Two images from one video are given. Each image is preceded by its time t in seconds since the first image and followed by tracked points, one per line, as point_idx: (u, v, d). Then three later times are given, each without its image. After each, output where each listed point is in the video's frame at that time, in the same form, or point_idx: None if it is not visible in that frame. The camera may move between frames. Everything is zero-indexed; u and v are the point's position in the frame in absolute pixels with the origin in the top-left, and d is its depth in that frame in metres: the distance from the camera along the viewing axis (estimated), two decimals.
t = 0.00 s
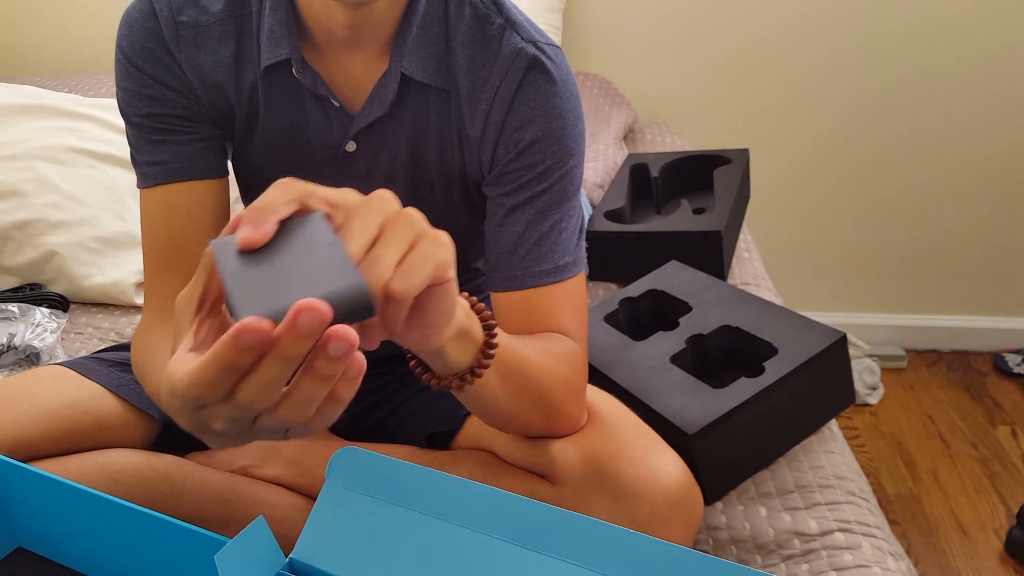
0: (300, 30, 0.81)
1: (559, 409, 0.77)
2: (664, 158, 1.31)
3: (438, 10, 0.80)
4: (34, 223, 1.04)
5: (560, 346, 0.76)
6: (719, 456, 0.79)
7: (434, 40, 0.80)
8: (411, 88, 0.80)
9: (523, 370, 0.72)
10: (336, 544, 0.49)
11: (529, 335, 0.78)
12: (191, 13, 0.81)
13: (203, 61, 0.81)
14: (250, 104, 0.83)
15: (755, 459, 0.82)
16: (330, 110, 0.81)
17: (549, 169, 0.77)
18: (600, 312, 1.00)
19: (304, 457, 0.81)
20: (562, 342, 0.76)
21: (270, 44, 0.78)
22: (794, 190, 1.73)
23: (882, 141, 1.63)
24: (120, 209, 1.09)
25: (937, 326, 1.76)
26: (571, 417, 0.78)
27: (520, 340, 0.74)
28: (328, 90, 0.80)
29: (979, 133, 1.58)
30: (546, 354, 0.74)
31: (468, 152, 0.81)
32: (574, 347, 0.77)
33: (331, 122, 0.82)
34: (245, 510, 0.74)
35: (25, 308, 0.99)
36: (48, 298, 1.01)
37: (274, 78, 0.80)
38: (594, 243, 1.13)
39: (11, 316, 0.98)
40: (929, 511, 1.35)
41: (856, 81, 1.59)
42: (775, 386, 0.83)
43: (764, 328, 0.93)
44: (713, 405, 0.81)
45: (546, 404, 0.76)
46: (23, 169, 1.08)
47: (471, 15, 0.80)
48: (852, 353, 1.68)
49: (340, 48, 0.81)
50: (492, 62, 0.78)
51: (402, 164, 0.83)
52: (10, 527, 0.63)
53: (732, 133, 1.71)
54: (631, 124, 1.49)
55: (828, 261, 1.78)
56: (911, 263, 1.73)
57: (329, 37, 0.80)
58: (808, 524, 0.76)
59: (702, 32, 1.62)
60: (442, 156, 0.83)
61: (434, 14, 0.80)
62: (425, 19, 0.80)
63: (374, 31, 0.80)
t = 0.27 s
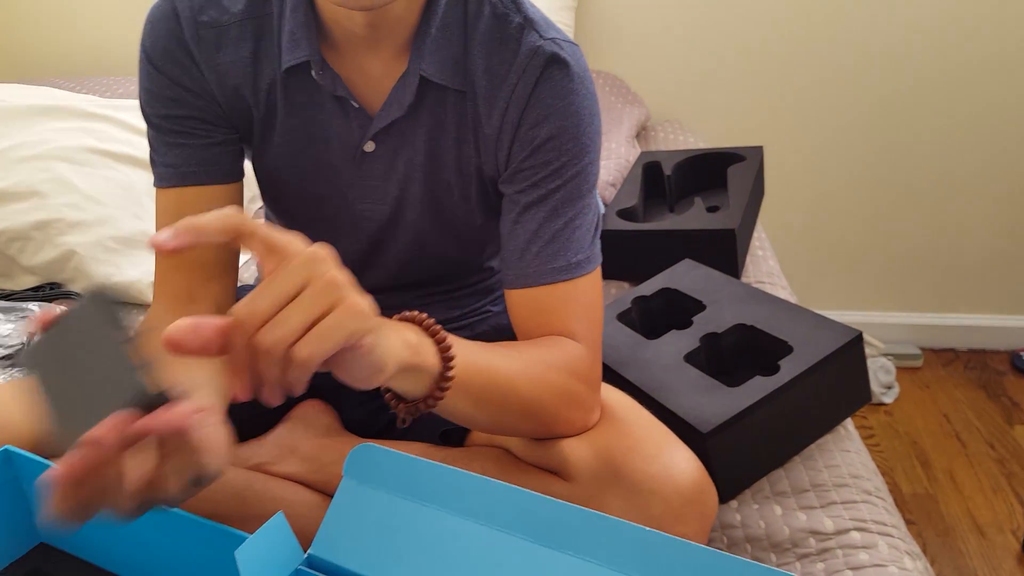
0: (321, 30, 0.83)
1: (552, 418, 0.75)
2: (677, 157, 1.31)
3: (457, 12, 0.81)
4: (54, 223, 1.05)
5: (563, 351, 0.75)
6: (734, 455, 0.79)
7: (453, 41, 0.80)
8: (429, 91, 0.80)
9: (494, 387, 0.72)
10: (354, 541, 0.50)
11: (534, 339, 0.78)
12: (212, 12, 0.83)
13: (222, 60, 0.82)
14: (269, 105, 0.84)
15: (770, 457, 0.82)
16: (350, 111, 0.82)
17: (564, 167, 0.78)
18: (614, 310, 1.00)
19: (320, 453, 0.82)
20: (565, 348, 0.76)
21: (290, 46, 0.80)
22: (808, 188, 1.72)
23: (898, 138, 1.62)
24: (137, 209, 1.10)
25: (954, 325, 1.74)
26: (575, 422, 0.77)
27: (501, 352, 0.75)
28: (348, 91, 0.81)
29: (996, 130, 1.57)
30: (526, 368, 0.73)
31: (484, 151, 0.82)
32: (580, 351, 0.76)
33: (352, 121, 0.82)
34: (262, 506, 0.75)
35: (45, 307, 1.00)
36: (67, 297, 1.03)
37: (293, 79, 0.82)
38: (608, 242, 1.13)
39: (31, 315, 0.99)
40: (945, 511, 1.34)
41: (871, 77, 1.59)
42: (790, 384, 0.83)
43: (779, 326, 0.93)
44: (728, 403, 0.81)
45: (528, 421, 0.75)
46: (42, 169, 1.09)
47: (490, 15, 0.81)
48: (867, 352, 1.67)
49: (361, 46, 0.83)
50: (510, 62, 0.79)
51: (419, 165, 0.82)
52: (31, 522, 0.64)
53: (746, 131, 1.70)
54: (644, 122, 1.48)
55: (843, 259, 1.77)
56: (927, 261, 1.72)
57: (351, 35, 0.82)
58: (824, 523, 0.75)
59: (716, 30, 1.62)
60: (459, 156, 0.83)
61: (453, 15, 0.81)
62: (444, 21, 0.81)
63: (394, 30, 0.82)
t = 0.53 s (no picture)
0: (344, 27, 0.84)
1: (557, 423, 0.75)
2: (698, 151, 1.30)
3: (479, 10, 0.81)
4: (81, 215, 1.07)
5: (568, 354, 0.75)
6: (755, 450, 0.79)
7: (473, 40, 0.81)
8: (449, 88, 0.81)
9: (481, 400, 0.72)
10: (381, 526, 0.51)
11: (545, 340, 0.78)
12: (235, 4, 0.84)
13: (244, 53, 0.84)
14: (290, 100, 0.85)
15: (791, 453, 0.82)
16: (370, 106, 0.83)
17: (582, 163, 0.77)
18: (634, 304, 1.00)
19: (343, 443, 0.83)
20: (572, 351, 0.75)
21: (312, 42, 0.81)
22: (828, 184, 1.71)
23: (921, 134, 1.61)
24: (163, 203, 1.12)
25: (977, 323, 1.73)
26: (586, 422, 0.77)
27: (499, 358, 0.75)
28: (368, 88, 0.82)
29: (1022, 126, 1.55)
30: (514, 377, 0.73)
31: (503, 148, 0.82)
32: (589, 352, 0.75)
33: (371, 117, 0.83)
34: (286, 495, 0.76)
35: (74, 298, 1.02)
36: (95, 288, 1.05)
37: (315, 75, 0.83)
38: (628, 236, 1.14)
39: (61, 305, 1.02)
40: (965, 510, 1.33)
41: (893, 73, 1.58)
42: (812, 379, 0.83)
43: (800, 322, 0.93)
44: (749, 398, 0.81)
45: (523, 427, 0.75)
46: (70, 163, 1.11)
47: (512, 11, 0.81)
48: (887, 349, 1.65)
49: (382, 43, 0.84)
50: (530, 58, 0.79)
51: (437, 161, 0.83)
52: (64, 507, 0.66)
53: (766, 126, 1.69)
54: (664, 116, 1.47)
55: (864, 256, 1.76)
56: (950, 258, 1.71)
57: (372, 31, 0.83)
58: (844, 518, 0.75)
59: (737, 25, 1.61)
60: (478, 153, 0.83)
61: (474, 11, 0.81)
62: (466, 17, 0.81)
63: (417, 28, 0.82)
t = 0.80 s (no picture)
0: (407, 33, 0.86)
1: (601, 428, 0.75)
2: (756, 155, 1.29)
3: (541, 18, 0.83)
4: (149, 207, 1.11)
5: (616, 362, 0.74)
6: (807, 458, 0.78)
7: (534, 46, 0.82)
8: (509, 94, 0.82)
9: (528, 402, 0.72)
10: (438, 518, 0.54)
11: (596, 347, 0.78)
12: (307, 12, 0.87)
13: (313, 60, 0.87)
14: (354, 104, 0.87)
15: (844, 464, 0.81)
16: (431, 110, 0.84)
17: (639, 169, 0.78)
18: (687, 308, 1.00)
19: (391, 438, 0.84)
20: (619, 359, 0.75)
21: (379, 48, 0.84)
22: (890, 192, 1.66)
23: (990, 143, 1.56)
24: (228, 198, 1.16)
25: None
26: (633, 431, 0.77)
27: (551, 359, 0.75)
28: (430, 93, 0.84)
29: None
30: (562, 380, 0.73)
31: (559, 152, 0.83)
32: (637, 359, 0.75)
33: (430, 121, 0.85)
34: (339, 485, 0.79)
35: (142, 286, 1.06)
36: (160, 278, 1.09)
37: (379, 80, 0.85)
38: (682, 240, 1.13)
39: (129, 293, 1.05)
40: None
41: (961, 79, 1.53)
42: (870, 391, 0.81)
43: (859, 332, 0.91)
44: (805, 406, 0.80)
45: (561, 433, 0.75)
46: (142, 157, 1.17)
47: (574, 18, 0.81)
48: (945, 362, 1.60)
49: (442, 49, 0.85)
50: (591, 64, 0.80)
51: (493, 165, 0.84)
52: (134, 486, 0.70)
53: (826, 131, 1.66)
54: (721, 118, 1.46)
55: (924, 266, 1.71)
56: (1016, 271, 1.66)
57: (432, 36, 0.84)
58: (897, 531, 0.74)
59: (800, 28, 1.58)
60: (535, 157, 0.84)
61: (538, 18, 0.82)
62: (529, 23, 0.82)
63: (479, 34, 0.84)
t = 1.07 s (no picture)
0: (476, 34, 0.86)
1: (654, 432, 0.76)
2: (823, 158, 1.27)
3: (612, 16, 0.82)
4: (221, 198, 1.16)
5: (676, 366, 0.75)
6: (871, 468, 0.77)
7: (603, 46, 0.82)
8: (575, 94, 0.83)
9: (580, 404, 0.73)
10: (505, 509, 0.56)
11: (657, 349, 0.78)
12: (381, 12, 0.89)
13: (388, 61, 0.89)
14: (424, 102, 0.89)
15: (908, 475, 0.80)
16: (497, 108, 0.85)
17: (706, 171, 0.77)
18: (748, 312, 1.00)
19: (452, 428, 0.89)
20: (679, 363, 0.75)
21: (448, 46, 0.85)
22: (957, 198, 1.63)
23: None
24: (295, 189, 1.20)
25: None
26: (691, 437, 0.78)
27: (612, 360, 0.77)
28: (498, 91, 0.85)
29: None
30: (620, 385, 0.74)
31: (625, 153, 0.83)
32: (696, 364, 0.75)
33: (497, 118, 0.86)
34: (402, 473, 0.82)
35: (214, 274, 1.12)
36: (231, 266, 1.14)
37: (448, 78, 0.87)
38: (744, 243, 1.12)
39: (202, 280, 1.12)
40: None
41: None
42: (938, 401, 0.80)
43: (928, 342, 0.90)
44: (869, 415, 0.80)
45: (606, 434, 0.76)
46: (214, 148, 1.22)
47: (645, 18, 0.81)
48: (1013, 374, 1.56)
49: (513, 49, 0.86)
50: (661, 65, 0.79)
51: (557, 165, 0.85)
52: (212, 465, 0.76)
53: (892, 134, 1.63)
54: (785, 120, 1.45)
55: (994, 274, 1.67)
56: None
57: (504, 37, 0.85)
58: (963, 545, 0.73)
59: (871, 28, 1.55)
60: (600, 157, 0.84)
61: (609, 16, 0.82)
62: (599, 21, 0.82)
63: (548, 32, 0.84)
